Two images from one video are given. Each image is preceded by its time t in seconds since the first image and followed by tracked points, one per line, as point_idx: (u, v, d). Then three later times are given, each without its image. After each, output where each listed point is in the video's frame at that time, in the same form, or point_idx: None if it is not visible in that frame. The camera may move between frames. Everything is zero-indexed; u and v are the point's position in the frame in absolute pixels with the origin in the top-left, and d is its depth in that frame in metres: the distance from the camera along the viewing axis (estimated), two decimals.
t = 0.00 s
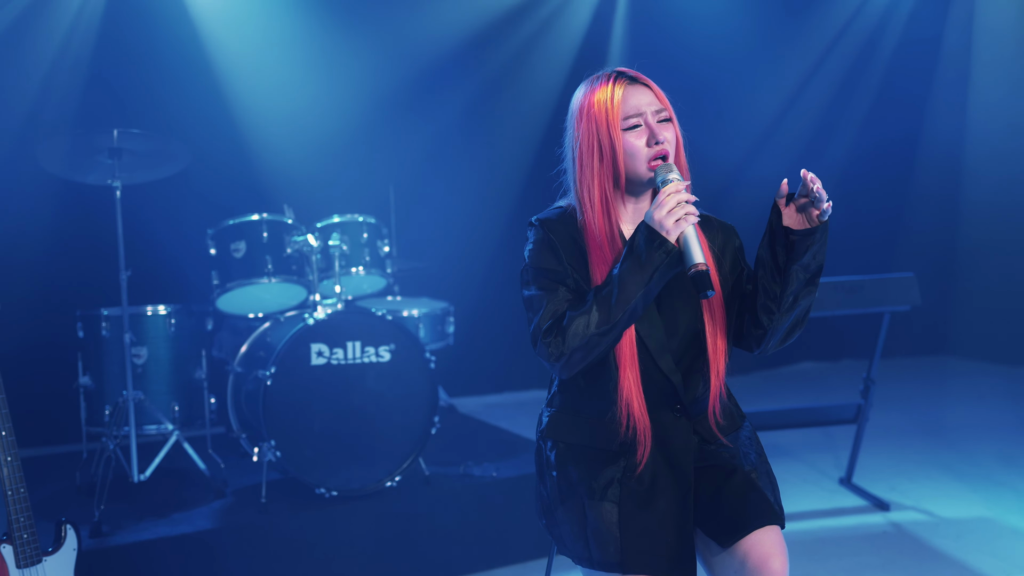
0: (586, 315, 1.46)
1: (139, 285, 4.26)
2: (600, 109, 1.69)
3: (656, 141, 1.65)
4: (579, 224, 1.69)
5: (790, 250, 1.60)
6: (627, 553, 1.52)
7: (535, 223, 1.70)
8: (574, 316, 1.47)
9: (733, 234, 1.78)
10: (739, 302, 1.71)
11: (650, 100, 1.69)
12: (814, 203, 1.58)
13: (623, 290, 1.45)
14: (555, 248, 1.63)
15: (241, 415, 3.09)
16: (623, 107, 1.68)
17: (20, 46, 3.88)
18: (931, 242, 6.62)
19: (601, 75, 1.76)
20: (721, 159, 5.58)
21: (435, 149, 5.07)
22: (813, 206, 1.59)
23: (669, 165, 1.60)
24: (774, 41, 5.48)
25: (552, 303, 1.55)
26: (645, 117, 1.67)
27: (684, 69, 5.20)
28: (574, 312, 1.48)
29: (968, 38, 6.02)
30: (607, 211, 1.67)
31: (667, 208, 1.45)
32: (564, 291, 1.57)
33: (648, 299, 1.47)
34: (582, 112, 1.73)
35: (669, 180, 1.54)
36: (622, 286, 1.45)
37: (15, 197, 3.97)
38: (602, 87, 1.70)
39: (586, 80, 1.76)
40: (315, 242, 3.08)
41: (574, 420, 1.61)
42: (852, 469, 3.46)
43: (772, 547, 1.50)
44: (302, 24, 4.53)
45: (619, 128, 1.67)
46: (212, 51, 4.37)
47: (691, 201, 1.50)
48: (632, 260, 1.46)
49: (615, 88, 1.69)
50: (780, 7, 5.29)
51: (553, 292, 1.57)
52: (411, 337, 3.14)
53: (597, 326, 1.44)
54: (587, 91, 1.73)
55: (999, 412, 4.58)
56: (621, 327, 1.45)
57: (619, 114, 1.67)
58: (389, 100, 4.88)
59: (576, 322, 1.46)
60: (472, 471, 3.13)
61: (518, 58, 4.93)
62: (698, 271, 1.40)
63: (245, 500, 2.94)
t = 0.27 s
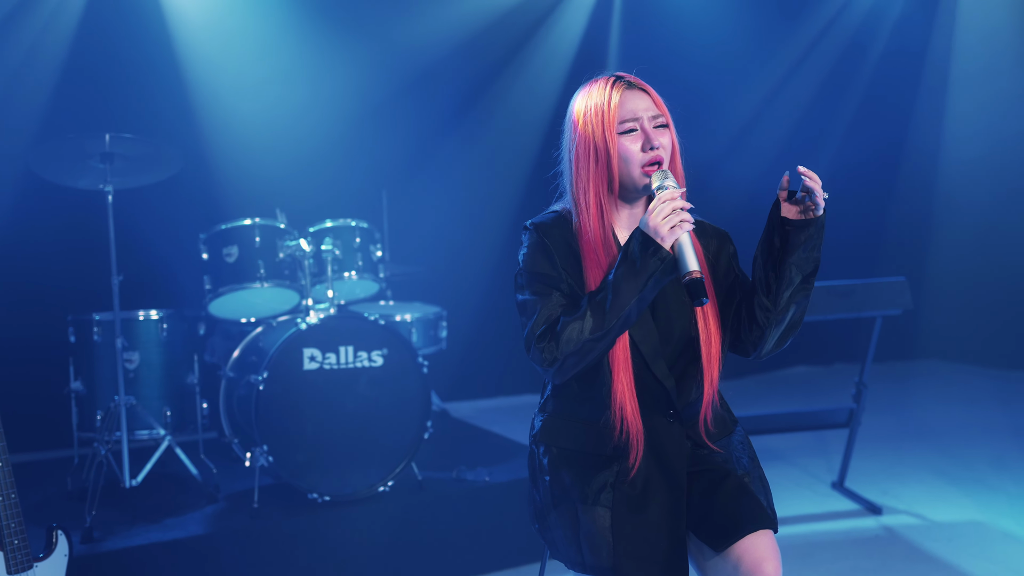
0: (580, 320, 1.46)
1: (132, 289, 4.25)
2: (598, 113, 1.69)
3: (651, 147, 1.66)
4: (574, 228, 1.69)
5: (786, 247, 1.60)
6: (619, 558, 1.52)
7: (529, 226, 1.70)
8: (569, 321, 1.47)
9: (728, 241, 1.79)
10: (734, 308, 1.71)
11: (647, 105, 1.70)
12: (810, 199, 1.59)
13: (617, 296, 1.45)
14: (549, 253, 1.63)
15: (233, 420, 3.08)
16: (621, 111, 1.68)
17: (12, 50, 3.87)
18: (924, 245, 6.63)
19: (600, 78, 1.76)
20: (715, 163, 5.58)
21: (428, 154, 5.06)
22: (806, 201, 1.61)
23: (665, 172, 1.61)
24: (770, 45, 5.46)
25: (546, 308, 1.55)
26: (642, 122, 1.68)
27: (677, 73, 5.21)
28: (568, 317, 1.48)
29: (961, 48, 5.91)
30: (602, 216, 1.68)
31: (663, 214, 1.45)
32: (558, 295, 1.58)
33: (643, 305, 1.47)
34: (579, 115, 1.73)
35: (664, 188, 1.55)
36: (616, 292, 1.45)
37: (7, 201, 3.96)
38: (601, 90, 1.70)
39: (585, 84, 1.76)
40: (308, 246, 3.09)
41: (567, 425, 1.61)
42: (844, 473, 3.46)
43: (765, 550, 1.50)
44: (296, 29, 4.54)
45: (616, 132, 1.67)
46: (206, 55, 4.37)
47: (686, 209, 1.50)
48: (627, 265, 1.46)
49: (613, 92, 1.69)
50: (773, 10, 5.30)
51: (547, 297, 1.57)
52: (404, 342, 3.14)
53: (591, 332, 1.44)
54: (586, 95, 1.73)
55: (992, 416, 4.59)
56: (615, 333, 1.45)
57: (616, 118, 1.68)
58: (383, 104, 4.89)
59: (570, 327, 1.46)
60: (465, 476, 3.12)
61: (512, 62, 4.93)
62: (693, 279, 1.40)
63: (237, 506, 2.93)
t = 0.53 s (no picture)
0: (571, 322, 1.46)
1: (126, 289, 4.24)
2: (593, 113, 1.69)
3: (645, 148, 1.66)
4: (566, 228, 1.69)
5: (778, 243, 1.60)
6: (612, 559, 1.52)
7: (522, 227, 1.69)
8: (559, 323, 1.47)
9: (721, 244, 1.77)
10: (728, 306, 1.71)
11: (643, 106, 1.69)
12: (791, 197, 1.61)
13: (607, 297, 1.44)
14: (540, 253, 1.62)
15: (226, 421, 3.07)
16: (616, 111, 1.68)
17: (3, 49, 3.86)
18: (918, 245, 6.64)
19: (596, 77, 1.75)
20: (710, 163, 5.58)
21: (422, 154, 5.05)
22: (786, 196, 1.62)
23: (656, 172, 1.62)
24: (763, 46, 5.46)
25: (537, 309, 1.54)
26: (636, 123, 1.68)
27: (672, 73, 5.20)
28: (559, 319, 1.48)
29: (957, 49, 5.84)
30: (594, 216, 1.68)
31: (652, 215, 1.45)
32: (549, 297, 1.57)
33: (633, 306, 1.47)
34: (574, 115, 1.73)
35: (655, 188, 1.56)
36: (606, 293, 1.45)
37: None
38: (597, 90, 1.69)
39: (581, 82, 1.75)
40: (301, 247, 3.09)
41: (559, 426, 1.61)
42: (837, 473, 3.47)
43: (757, 551, 1.50)
44: (290, 29, 4.55)
45: (610, 133, 1.67)
46: (199, 55, 4.37)
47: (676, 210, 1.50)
48: (617, 266, 1.46)
49: (609, 92, 1.68)
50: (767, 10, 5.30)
51: (539, 298, 1.56)
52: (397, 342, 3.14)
53: (581, 333, 1.44)
54: (581, 94, 1.72)
55: (985, 415, 4.61)
56: (606, 334, 1.45)
57: (611, 119, 1.67)
58: (377, 105, 4.88)
59: (561, 329, 1.46)
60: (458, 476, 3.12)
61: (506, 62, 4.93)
62: (683, 280, 1.41)
63: (230, 506, 2.93)
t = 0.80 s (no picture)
0: (565, 324, 1.46)
1: (121, 289, 4.24)
2: (587, 113, 1.68)
3: (639, 148, 1.66)
4: (560, 229, 1.70)
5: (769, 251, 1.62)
6: (606, 557, 1.53)
7: (516, 227, 1.69)
8: (553, 325, 1.47)
9: (715, 243, 1.79)
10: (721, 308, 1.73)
11: (637, 107, 1.69)
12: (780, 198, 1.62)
13: (602, 299, 1.45)
14: (535, 255, 1.62)
15: (220, 420, 3.07)
16: (610, 112, 1.68)
17: None
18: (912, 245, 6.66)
19: (590, 77, 1.75)
20: (705, 162, 5.59)
21: (416, 153, 5.03)
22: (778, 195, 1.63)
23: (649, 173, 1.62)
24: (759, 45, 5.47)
25: (531, 310, 1.55)
26: (631, 123, 1.67)
27: (667, 72, 5.21)
28: (553, 321, 1.49)
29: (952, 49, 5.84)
30: (588, 216, 1.68)
31: (645, 216, 1.45)
32: (544, 298, 1.58)
33: (627, 308, 1.48)
34: (569, 114, 1.72)
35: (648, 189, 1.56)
36: (600, 295, 1.45)
37: None
38: (591, 90, 1.70)
39: (575, 82, 1.75)
40: (295, 246, 3.08)
41: (554, 426, 1.62)
42: (831, 471, 3.48)
43: (752, 550, 1.47)
44: (285, 29, 4.55)
45: (604, 133, 1.67)
46: (193, 55, 4.36)
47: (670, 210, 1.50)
48: (611, 268, 1.47)
49: (603, 92, 1.68)
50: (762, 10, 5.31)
51: (533, 300, 1.56)
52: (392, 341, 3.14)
53: (575, 335, 1.45)
54: (575, 93, 1.72)
55: (978, 413, 4.63)
56: (600, 336, 1.46)
57: (605, 119, 1.67)
58: (372, 105, 4.88)
59: (555, 330, 1.46)
60: (452, 476, 3.12)
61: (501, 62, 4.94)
62: (676, 282, 1.39)
63: (224, 506, 2.92)
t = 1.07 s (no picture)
0: (562, 322, 1.47)
1: (116, 286, 4.22)
2: (585, 109, 1.68)
3: (636, 144, 1.65)
4: (557, 226, 1.69)
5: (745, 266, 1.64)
6: (601, 555, 1.51)
7: (512, 224, 1.69)
8: (550, 323, 1.47)
9: (712, 242, 1.81)
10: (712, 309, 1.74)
11: (635, 103, 1.69)
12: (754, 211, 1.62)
13: (599, 296, 1.45)
14: (532, 252, 1.62)
15: (215, 417, 3.07)
16: (608, 107, 1.68)
17: None
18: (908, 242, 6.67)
19: (587, 73, 1.75)
20: (701, 159, 5.59)
21: (413, 150, 5.03)
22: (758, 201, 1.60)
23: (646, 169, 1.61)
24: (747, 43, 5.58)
25: (528, 308, 1.55)
26: (628, 119, 1.67)
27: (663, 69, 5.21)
28: (549, 319, 1.49)
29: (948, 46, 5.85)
30: (586, 213, 1.68)
31: (642, 214, 1.44)
32: (540, 295, 1.57)
33: (624, 306, 1.48)
34: (567, 110, 1.72)
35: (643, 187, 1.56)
36: (596, 294, 1.45)
37: None
38: (589, 86, 1.69)
39: (573, 78, 1.75)
40: (290, 243, 3.06)
41: (551, 423, 1.62)
42: (825, 467, 3.49)
43: (747, 546, 1.49)
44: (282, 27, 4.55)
45: (602, 129, 1.67)
46: (191, 51, 4.36)
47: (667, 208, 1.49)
48: (607, 266, 1.47)
49: (601, 88, 1.68)
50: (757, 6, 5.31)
51: (530, 297, 1.56)
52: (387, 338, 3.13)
53: (572, 333, 1.45)
54: (573, 89, 1.72)
55: (973, 409, 4.64)
56: (597, 334, 1.46)
57: (603, 115, 1.67)
58: (368, 102, 4.87)
59: (552, 329, 1.47)
60: (448, 473, 3.12)
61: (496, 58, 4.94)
62: (673, 280, 1.42)
63: (220, 503, 2.92)
